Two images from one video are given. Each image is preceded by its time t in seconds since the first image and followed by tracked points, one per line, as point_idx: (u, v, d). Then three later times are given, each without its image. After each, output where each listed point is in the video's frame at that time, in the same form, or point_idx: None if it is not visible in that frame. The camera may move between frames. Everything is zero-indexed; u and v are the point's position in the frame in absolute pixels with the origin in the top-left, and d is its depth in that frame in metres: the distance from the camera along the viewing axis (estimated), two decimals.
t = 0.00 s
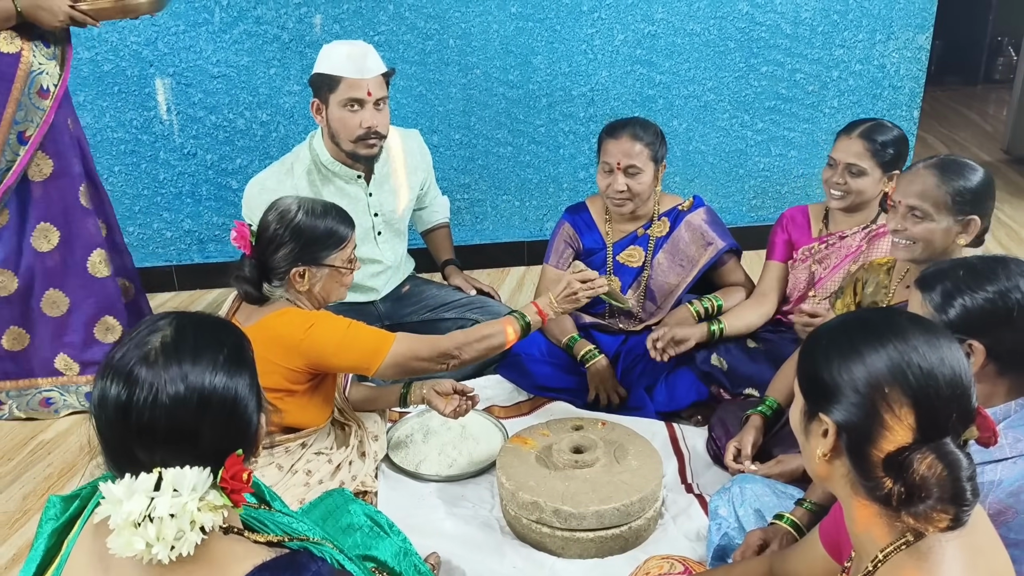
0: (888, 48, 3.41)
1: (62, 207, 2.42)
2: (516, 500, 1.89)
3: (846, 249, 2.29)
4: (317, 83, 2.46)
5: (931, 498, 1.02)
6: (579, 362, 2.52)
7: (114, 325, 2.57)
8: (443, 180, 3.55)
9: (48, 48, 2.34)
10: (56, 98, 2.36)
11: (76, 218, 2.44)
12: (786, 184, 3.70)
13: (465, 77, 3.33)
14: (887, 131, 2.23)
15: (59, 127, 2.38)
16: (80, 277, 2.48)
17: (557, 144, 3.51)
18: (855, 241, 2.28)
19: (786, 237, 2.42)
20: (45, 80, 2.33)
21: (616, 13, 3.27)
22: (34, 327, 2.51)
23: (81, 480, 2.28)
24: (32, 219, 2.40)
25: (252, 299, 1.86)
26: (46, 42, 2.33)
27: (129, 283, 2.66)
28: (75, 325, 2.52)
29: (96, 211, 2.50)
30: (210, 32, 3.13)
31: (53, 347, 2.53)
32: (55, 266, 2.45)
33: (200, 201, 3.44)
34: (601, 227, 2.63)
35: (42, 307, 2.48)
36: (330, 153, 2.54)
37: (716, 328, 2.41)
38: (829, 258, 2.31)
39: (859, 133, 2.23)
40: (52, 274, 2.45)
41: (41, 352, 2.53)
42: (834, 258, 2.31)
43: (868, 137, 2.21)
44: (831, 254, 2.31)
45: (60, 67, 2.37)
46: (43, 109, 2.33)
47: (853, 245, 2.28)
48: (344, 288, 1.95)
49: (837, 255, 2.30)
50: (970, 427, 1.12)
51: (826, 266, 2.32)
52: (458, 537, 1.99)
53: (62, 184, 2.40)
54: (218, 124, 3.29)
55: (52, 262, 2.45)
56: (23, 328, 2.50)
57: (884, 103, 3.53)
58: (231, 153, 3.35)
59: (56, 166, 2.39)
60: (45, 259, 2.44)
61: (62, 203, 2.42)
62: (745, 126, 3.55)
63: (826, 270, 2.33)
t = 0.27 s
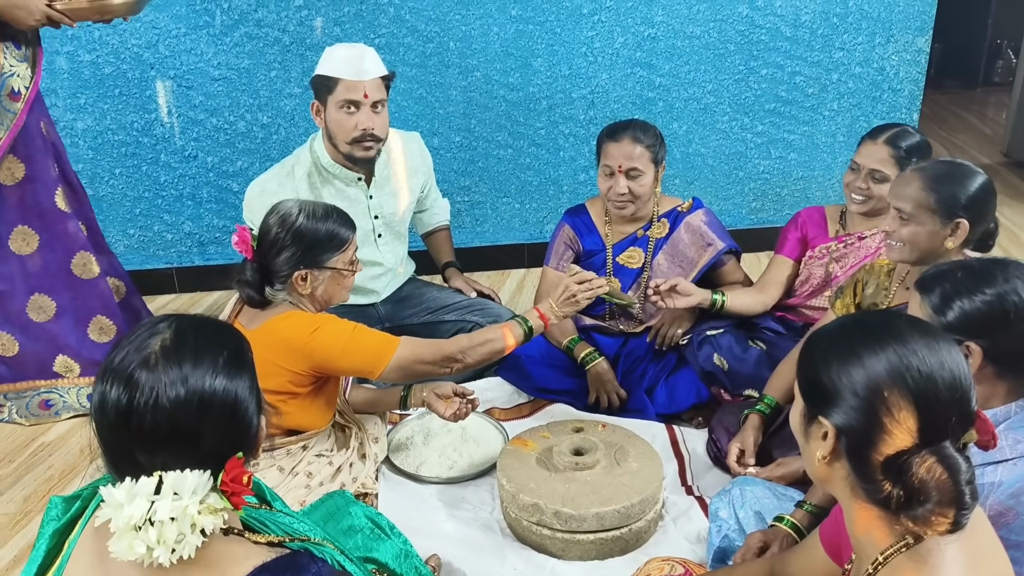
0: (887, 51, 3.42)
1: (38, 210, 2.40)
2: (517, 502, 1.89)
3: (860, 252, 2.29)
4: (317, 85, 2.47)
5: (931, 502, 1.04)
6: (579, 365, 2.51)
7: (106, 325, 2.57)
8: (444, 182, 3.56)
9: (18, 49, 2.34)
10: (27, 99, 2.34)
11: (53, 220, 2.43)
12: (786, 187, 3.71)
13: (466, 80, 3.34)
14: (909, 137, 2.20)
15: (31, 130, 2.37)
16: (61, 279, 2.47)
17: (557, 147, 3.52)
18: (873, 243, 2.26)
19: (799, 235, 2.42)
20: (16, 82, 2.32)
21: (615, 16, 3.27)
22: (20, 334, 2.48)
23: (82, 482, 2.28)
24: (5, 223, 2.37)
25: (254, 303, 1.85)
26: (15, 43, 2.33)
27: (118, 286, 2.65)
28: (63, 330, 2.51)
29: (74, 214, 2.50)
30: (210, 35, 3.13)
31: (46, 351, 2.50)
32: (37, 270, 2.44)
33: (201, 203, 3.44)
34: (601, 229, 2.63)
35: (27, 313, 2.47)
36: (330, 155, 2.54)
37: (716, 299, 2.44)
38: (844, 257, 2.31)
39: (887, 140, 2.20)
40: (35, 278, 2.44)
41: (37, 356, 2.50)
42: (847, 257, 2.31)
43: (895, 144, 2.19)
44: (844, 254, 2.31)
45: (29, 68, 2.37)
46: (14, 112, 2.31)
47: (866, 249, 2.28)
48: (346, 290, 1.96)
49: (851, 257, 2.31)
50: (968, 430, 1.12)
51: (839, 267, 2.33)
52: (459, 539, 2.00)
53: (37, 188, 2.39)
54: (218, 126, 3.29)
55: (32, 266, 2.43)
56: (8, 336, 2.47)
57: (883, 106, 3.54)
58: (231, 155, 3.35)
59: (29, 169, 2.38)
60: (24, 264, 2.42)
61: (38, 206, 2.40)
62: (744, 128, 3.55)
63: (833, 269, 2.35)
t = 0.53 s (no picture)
0: (886, 53, 3.42)
1: (29, 212, 2.40)
2: (516, 503, 1.89)
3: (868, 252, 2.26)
4: (316, 86, 2.47)
5: (928, 504, 1.05)
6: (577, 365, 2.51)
7: (103, 326, 2.58)
8: (443, 184, 3.56)
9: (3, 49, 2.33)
10: (15, 98, 2.34)
11: (47, 221, 2.43)
12: (784, 189, 3.71)
13: (465, 82, 3.34)
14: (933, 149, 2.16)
15: (20, 131, 2.37)
16: (56, 280, 2.48)
17: (555, 149, 3.52)
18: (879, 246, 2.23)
19: (815, 228, 2.41)
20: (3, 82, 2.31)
21: (614, 17, 3.28)
22: (16, 337, 2.49)
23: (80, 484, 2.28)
24: None
25: (256, 306, 1.85)
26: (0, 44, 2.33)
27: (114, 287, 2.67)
28: (59, 332, 2.52)
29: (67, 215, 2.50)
30: (209, 36, 3.13)
31: (46, 353, 2.52)
32: (32, 272, 2.44)
33: (200, 205, 3.44)
34: (593, 228, 2.63)
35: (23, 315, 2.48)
36: (329, 157, 2.55)
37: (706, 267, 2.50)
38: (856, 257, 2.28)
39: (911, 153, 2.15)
40: (29, 280, 2.44)
41: (32, 360, 2.52)
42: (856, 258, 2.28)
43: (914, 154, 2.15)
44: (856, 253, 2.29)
45: (16, 66, 2.36)
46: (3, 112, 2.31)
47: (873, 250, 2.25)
48: (348, 292, 1.96)
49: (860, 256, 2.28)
50: (965, 432, 1.13)
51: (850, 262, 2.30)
52: (457, 540, 1.99)
53: (28, 189, 2.39)
54: (217, 128, 3.29)
55: (27, 268, 2.43)
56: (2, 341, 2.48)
57: (882, 107, 3.54)
58: (229, 157, 3.35)
59: (21, 170, 2.38)
60: (18, 265, 2.42)
61: (30, 207, 2.40)
62: (743, 130, 3.56)
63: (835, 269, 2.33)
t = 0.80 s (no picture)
0: (884, 53, 3.41)
1: (22, 209, 2.39)
2: (512, 504, 1.88)
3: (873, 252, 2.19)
4: (311, 85, 2.46)
5: (926, 504, 1.02)
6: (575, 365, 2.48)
7: (98, 325, 2.55)
8: (440, 185, 3.55)
9: None
10: (10, 93, 2.33)
11: (42, 219, 2.42)
12: (783, 189, 3.69)
13: (462, 81, 3.33)
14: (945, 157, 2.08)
15: (13, 127, 2.34)
16: (53, 279, 2.47)
17: (553, 149, 3.50)
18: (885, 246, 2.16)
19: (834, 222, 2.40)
20: None
21: (612, 17, 3.27)
22: (12, 334, 2.49)
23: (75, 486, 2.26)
24: None
25: (253, 306, 1.83)
26: None
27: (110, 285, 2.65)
28: (56, 329, 2.51)
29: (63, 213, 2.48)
30: (205, 36, 3.12)
31: (42, 352, 2.52)
32: (28, 269, 2.44)
33: (196, 205, 3.43)
34: (585, 225, 2.62)
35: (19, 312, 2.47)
36: (325, 156, 2.54)
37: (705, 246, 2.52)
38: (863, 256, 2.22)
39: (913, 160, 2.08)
40: (25, 278, 2.44)
41: (27, 358, 2.52)
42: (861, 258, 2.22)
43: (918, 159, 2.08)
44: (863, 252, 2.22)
45: (9, 60, 2.33)
46: None
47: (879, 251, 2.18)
48: (346, 292, 1.95)
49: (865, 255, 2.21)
50: (965, 431, 1.11)
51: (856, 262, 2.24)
52: (454, 542, 1.98)
53: (21, 186, 2.38)
54: (213, 128, 3.28)
55: (23, 266, 2.43)
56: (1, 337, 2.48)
57: (881, 107, 3.53)
58: (226, 157, 3.34)
59: (14, 167, 2.37)
60: (14, 262, 2.42)
61: (24, 206, 2.39)
62: (741, 130, 3.54)
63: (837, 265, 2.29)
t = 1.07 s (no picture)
0: (882, 52, 3.41)
1: (20, 209, 2.38)
2: (510, 505, 1.87)
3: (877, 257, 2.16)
4: (308, 85, 2.45)
5: (922, 505, 1.02)
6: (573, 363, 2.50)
7: (94, 326, 2.54)
8: (438, 185, 3.54)
9: None
10: (9, 92, 2.32)
11: (39, 219, 2.41)
12: (781, 188, 3.69)
13: (459, 81, 3.32)
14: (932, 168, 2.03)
15: (11, 126, 2.34)
16: (51, 279, 2.46)
17: (551, 148, 3.50)
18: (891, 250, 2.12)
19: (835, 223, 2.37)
20: None
21: (609, 17, 3.26)
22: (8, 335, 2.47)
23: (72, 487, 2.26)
24: None
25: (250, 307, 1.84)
26: None
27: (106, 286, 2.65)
28: (52, 329, 2.50)
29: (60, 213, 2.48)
30: (201, 36, 3.12)
31: (38, 353, 2.51)
32: (25, 270, 2.43)
33: (193, 206, 3.42)
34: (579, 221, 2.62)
35: (15, 313, 2.46)
36: (322, 156, 2.53)
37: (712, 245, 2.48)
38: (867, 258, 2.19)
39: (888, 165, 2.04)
40: (22, 278, 2.43)
41: (24, 359, 2.50)
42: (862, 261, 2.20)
43: (900, 165, 2.01)
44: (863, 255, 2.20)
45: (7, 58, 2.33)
46: None
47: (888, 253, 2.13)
48: (342, 292, 1.94)
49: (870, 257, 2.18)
50: (962, 432, 1.11)
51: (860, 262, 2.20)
52: (453, 543, 1.98)
53: (19, 185, 2.38)
54: (210, 129, 3.27)
55: (20, 266, 2.42)
56: None
57: (878, 106, 3.53)
58: (223, 158, 3.33)
59: (13, 167, 2.36)
60: (10, 262, 2.41)
61: (22, 205, 2.39)
62: (739, 129, 3.54)
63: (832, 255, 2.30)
